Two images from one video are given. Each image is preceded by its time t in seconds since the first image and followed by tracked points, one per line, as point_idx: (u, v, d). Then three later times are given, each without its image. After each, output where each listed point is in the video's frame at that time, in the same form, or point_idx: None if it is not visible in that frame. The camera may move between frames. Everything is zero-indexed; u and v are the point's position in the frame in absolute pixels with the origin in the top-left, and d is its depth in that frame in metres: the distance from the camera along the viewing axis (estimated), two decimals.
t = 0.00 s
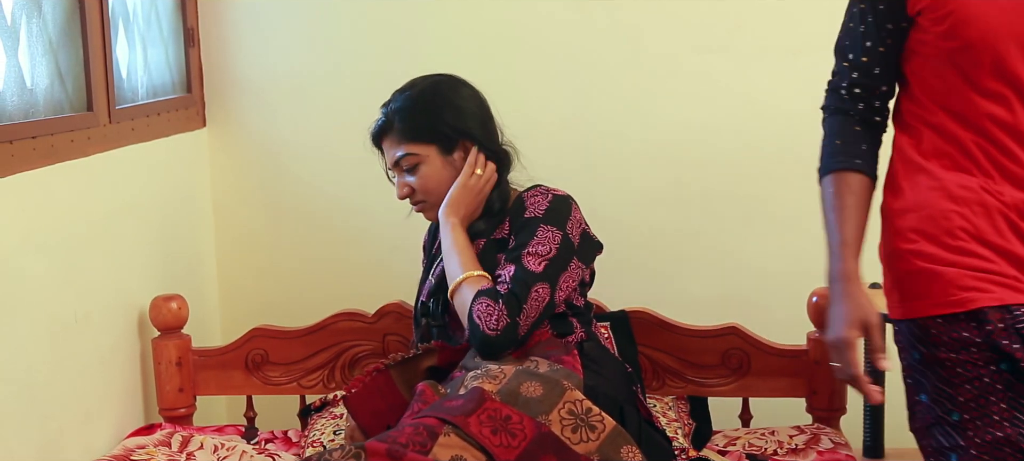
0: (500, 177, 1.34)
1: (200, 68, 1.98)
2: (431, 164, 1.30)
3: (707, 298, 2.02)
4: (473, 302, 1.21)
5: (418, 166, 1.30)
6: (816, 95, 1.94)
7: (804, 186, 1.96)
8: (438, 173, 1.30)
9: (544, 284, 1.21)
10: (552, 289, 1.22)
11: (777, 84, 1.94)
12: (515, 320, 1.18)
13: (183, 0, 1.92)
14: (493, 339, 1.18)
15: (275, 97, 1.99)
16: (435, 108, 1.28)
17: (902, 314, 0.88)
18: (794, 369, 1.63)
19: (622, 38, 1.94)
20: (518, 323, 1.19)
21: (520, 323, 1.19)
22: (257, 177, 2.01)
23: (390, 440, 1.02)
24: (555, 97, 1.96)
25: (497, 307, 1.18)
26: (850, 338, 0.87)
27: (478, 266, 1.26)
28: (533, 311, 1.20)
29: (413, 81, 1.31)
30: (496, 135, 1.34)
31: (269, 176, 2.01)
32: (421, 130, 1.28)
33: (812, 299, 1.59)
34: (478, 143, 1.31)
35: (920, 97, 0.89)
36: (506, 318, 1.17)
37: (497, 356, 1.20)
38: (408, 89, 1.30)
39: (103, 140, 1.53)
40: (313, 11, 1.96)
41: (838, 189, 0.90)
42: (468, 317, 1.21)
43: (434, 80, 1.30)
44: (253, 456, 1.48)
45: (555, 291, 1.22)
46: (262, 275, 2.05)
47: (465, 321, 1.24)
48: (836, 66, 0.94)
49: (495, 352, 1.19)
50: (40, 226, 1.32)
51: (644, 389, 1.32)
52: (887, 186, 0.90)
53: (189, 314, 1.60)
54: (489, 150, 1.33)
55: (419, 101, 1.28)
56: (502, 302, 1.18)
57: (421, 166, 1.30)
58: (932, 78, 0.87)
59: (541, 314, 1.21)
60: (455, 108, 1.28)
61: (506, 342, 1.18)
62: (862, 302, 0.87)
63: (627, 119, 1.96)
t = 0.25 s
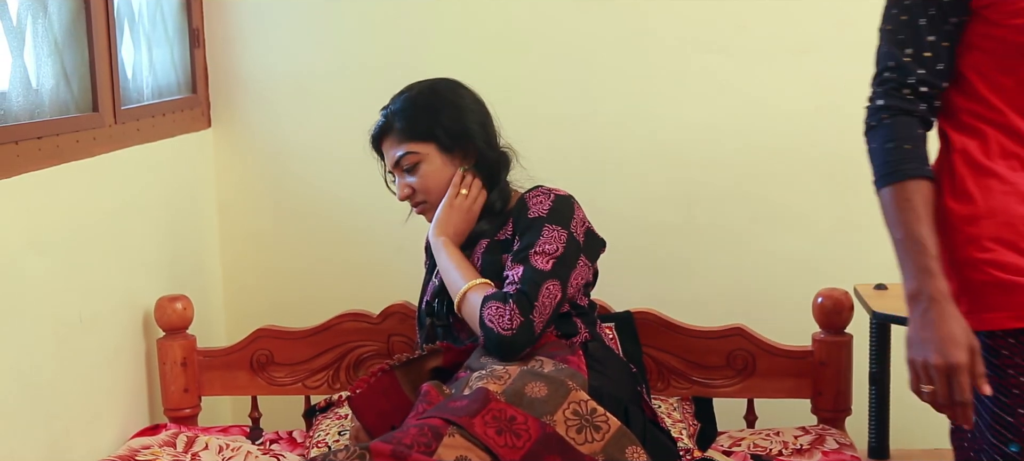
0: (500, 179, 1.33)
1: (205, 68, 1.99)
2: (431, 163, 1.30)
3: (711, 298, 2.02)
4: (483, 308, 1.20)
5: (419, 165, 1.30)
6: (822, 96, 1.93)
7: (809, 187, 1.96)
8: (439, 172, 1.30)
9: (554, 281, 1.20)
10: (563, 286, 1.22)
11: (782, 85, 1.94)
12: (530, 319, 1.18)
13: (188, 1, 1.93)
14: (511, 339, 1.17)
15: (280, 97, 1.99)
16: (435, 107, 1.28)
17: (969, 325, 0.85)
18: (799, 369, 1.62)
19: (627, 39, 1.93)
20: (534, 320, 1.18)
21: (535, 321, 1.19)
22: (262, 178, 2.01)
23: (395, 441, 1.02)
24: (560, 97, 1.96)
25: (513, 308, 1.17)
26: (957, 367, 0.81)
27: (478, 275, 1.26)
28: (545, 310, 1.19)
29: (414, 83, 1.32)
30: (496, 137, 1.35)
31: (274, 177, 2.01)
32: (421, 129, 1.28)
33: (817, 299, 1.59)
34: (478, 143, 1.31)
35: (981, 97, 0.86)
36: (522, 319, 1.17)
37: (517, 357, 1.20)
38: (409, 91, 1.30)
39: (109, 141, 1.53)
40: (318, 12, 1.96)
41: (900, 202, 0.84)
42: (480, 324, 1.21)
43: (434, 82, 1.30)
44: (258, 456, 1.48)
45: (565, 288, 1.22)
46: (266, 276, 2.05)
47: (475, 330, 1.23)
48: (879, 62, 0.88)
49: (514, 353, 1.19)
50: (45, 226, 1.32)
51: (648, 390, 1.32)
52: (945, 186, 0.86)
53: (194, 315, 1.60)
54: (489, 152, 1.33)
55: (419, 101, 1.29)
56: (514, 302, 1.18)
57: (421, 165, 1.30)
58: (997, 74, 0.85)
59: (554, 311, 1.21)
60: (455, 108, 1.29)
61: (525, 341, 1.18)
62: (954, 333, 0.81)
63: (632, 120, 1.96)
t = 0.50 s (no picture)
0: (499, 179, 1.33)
1: (207, 68, 1.99)
2: (431, 165, 1.30)
3: (713, 298, 2.02)
4: (493, 310, 1.20)
5: (418, 167, 1.29)
6: (823, 96, 1.93)
7: (811, 187, 1.96)
8: (437, 173, 1.30)
9: (563, 276, 1.20)
10: (572, 280, 1.21)
11: (784, 85, 1.94)
12: (544, 314, 1.18)
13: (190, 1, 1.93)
14: (526, 334, 1.17)
15: (282, 98, 1.99)
16: (433, 109, 1.29)
17: None
18: (801, 369, 1.62)
19: (629, 39, 1.93)
20: (547, 314, 1.18)
21: (548, 315, 1.18)
22: (263, 178, 2.01)
23: (397, 441, 1.02)
24: (562, 97, 1.96)
25: (526, 304, 1.17)
26: None
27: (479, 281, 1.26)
28: (557, 303, 1.19)
29: (411, 88, 1.32)
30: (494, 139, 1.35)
31: (276, 177, 2.01)
32: (420, 131, 1.28)
33: (819, 300, 1.59)
34: (477, 145, 1.31)
35: None
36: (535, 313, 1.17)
37: (534, 352, 1.19)
38: (406, 94, 1.31)
39: (110, 141, 1.53)
40: (319, 13, 1.96)
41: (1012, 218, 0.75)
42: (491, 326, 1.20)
43: (432, 87, 1.31)
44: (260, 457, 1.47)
45: (574, 283, 1.22)
46: (268, 276, 2.05)
47: (486, 334, 1.22)
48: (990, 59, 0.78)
49: (530, 349, 1.18)
50: (47, 227, 1.32)
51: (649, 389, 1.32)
52: None
53: (196, 315, 1.60)
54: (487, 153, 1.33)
55: (417, 104, 1.29)
56: (524, 297, 1.17)
57: (421, 167, 1.29)
58: None
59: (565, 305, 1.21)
60: (453, 110, 1.29)
61: (539, 335, 1.18)
62: None
63: (633, 120, 1.96)
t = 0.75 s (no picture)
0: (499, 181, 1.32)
1: (207, 68, 1.99)
2: (431, 165, 1.27)
3: (714, 299, 2.02)
4: (501, 314, 1.19)
5: (420, 168, 1.27)
6: (823, 96, 1.93)
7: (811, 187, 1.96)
8: (438, 174, 1.28)
9: (570, 273, 1.21)
10: (579, 277, 1.22)
11: (784, 85, 1.94)
12: (555, 310, 1.18)
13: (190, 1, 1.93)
14: (539, 333, 1.17)
15: (282, 98, 1.99)
16: (432, 110, 1.28)
17: None
18: (802, 369, 1.62)
19: (629, 39, 1.94)
20: (557, 311, 1.19)
21: (559, 311, 1.19)
22: (264, 179, 2.01)
23: (398, 441, 1.01)
24: (562, 97, 1.96)
25: (537, 303, 1.17)
26: None
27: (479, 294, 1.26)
28: (567, 299, 1.20)
29: (410, 91, 1.32)
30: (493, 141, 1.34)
31: (276, 177, 2.01)
32: (419, 132, 1.27)
33: (819, 300, 1.59)
34: (477, 145, 1.29)
35: None
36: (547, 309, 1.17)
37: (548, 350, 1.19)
38: (405, 97, 1.30)
39: (111, 141, 1.53)
40: (320, 13, 1.96)
41: None
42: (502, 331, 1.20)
43: (431, 89, 1.30)
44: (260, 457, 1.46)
45: (581, 279, 1.22)
46: (268, 276, 2.05)
47: (497, 339, 1.21)
48: None
49: (544, 346, 1.19)
50: (48, 227, 1.32)
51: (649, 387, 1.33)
52: None
53: (196, 315, 1.60)
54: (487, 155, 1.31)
55: (416, 106, 1.28)
56: (533, 297, 1.18)
57: (422, 168, 1.27)
58: None
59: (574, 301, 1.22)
60: (452, 111, 1.28)
61: (553, 330, 1.18)
62: None
63: (633, 120, 1.96)
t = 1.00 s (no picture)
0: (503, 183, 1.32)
1: (209, 68, 1.99)
2: (435, 167, 1.27)
3: (715, 299, 2.02)
4: (512, 324, 1.19)
5: (424, 169, 1.27)
6: (824, 96, 1.93)
7: (813, 187, 1.96)
8: (442, 176, 1.28)
9: (580, 276, 1.22)
10: (588, 279, 1.23)
11: (785, 85, 1.94)
12: (568, 313, 1.19)
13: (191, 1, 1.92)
14: (554, 336, 1.18)
15: (284, 98, 1.99)
16: (437, 111, 1.28)
17: None
18: (803, 369, 1.62)
19: (631, 39, 1.93)
20: (570, 313, 1.20)
21: (572, 313, 1.20)
22: (265, 179, 2.01)
23: (400, 440, 1.01)
24: (564, 98, 1.96)
25: (550, 309, 1.18)
26: None
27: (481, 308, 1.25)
28: (578, 302, 1.21)
29: (415, 93, 1.32)
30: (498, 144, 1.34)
31: (278, 178, 2.01)
32: (424, 133, 1.27)
33: (821, 300, 1.59)
34: (481, 148, 1.29)
35: None
36: (560, 314, 1.18)
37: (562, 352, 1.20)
38: (410, 99, 1.30)
39: (112, 140, 1.53)
40: (322, 14, 1.96)
41: None
42: (514, 339, 1.20)
43: (436, 90, 1.30)
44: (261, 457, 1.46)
45: (590, 281, 1.24)
46: (269, 276, 2.05)
47: (510, 346, 1.21)
48: None
49: (560, 348, 1.20)
50: (49, 226, 1.32)
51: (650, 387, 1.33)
52: None
53: (197, 315, 1.60)
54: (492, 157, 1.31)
55: (421, 107, 1.28)
56: (546, 301, 1.18)
57: (427, 169, 1.27)
58: None
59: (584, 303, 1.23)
60: (457, 112, 1.28)
61: (568, 332, 1.19)
62: None
63: (634, 121, 1.96)
